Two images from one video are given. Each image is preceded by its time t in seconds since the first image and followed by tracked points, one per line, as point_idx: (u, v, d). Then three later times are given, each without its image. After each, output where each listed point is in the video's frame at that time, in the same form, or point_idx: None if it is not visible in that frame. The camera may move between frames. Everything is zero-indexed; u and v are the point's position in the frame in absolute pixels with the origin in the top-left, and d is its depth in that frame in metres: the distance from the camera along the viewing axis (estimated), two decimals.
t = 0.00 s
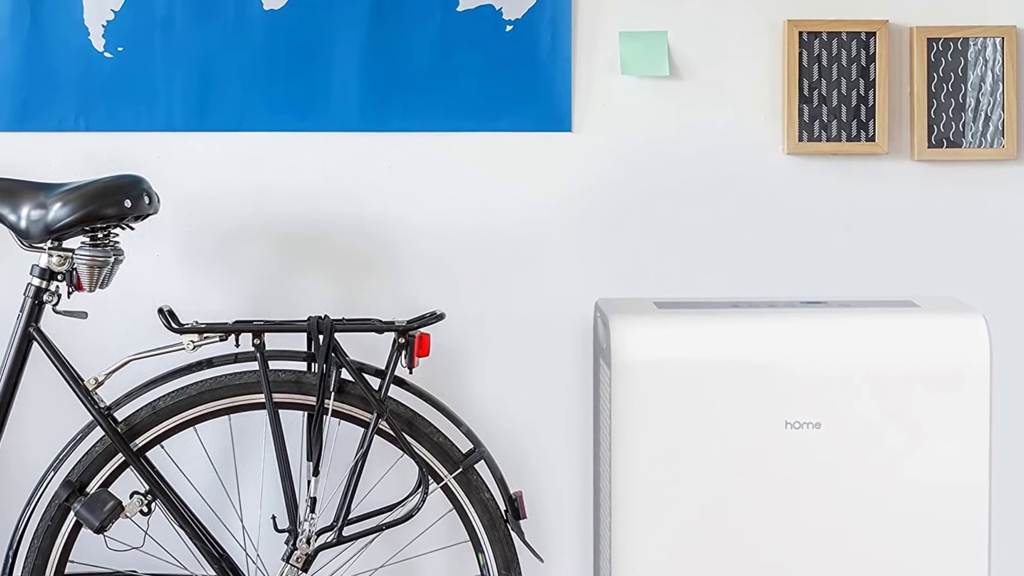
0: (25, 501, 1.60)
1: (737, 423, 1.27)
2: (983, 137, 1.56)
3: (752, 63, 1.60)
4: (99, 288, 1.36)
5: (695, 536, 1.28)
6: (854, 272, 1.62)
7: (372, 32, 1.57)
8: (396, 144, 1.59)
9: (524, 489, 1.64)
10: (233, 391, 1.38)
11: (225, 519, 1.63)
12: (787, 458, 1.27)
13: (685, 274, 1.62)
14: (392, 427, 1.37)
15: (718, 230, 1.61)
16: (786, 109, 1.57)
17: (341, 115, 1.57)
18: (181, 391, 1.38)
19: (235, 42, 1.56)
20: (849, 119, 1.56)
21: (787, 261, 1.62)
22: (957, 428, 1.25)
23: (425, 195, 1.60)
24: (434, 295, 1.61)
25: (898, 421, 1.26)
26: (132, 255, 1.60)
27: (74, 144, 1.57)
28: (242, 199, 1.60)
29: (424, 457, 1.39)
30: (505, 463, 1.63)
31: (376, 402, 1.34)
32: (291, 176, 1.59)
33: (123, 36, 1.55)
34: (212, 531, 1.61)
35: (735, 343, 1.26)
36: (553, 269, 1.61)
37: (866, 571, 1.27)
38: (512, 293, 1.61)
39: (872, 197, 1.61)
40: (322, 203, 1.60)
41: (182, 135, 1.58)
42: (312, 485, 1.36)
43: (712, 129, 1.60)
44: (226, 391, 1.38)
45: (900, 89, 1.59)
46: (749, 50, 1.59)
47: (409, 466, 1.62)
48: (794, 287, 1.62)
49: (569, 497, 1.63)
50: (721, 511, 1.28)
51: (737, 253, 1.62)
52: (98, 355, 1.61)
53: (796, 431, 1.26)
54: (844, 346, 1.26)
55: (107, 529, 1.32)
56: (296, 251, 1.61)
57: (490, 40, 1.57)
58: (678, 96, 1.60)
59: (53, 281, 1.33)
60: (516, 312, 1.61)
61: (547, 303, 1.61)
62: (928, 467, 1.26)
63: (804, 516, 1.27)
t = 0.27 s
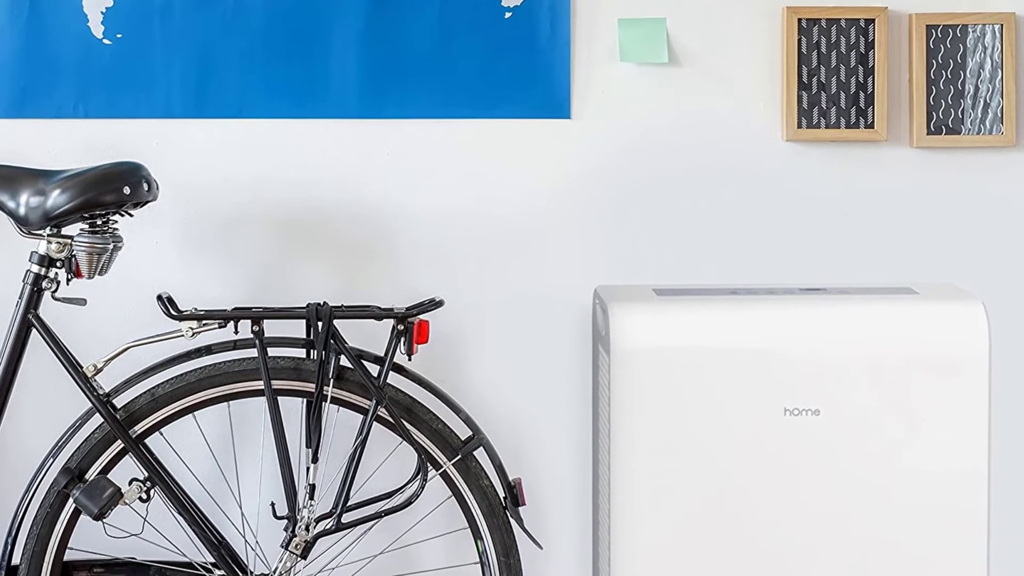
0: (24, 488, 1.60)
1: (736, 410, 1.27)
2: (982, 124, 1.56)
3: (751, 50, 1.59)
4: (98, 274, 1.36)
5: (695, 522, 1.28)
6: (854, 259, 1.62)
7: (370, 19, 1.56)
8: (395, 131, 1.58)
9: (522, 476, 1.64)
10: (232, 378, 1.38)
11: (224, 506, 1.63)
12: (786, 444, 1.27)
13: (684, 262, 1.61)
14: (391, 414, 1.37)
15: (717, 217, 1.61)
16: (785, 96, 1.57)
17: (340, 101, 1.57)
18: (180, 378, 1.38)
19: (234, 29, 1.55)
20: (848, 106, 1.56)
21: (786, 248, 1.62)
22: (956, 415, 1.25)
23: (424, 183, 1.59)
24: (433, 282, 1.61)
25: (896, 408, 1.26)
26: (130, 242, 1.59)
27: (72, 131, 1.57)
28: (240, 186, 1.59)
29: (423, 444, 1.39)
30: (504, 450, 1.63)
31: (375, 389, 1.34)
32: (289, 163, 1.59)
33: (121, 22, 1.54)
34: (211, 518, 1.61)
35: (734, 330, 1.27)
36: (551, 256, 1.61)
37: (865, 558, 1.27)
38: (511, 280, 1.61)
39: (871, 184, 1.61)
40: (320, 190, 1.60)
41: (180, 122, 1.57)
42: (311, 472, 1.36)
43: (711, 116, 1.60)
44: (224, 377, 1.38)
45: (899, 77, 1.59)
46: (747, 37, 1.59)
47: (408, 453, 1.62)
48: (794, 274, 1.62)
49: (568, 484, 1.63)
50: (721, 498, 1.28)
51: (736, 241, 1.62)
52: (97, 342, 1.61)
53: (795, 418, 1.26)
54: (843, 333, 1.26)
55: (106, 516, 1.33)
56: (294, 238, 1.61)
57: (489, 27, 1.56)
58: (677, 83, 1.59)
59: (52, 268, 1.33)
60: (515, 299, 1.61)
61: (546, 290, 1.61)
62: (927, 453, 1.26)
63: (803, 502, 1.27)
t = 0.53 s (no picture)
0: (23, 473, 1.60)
1: (734, 395, 1.27)
2: (981, 109, 1.56)
3: (750, 35, 1.59)
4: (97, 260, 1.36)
5: (694, 508, 1.29)
6: (853, 244, 1.62)
7: (368, 4, 1.55)
8: (393, 116, 1.58)
9: (521, 462, 1.64)
10: (231, 363, 1.38)
11: (223, 491, 1.63)
12: (785, 430, 1.27)
13: (683, 247, 1.61)
14: (391, 400, 1.37)
15: (716, 202, 1.61)
16: (784, 81, 1.56)
17: (338, 87, 1.56)
18: (179, 364, 1.38)
19: (232, 14, 1.55)
20: (847, 92, 1.55)
21: (785, 234, 1.62)
22: (954, 400, 1.25)
23: (423, 168, 1.59)
24: (432, 268, 1.61)
25: (894, 393, 1.26)
26: (129, 228, 1.59)
27: (70, 116, 1.56)
28: (238, 172, 1.59)
29: (422, 429, 1.39)
30: (503, 436, 1.63)
31: (374, 374, 1.34)
32: (287, 148, 1.58)
33: (120, 8, 1.54)
34: (209, 503, 1.61)
35: (732, 316, 1.27)
36: (550, 241, 1.61)
37: (864, 543, 1.28)
38: (510, 265, 1.61)
39: (871, 170, 1.61)
40: (318, 175, 1.59)
41: (179, 108, 1.57)
42: (310, 458, 1.36)
43: (710, 102, 1.60)
44: (224, 363, 1.38)
45: (898, 62, 1.59)
46: (747, 22, 1.59)
47: (407, 438, 1.62)
48: (793, 260, 1.62)
49: (566, 470, 1.64)
50: (719, 483, 1.28)
51: (735, 226, 1.61)
52: (95, 328, 1.60)
53: (794, 403, 1.27)
54: (842, 318, 1.26)
55: (105, 502, 1.33)
56: (293, 223, 1.60)
57: (488, 13, 1.56)
58: (676, 68, 1.59)
59: (51, 254, 1.32)
60: (514, 285, 1.61)
61: (544, 275, 1.61)
62: (925, 438, 1.26)
63: (801, 487, 1.28)
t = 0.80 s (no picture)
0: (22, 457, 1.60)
1: (734, 379, 1.27)
2: (980, 93, 1.56)
3: (749, 19, 1.59)
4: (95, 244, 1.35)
5: (694, 492, 1.29)
6: (853, 228, 1.62)
7: None
8: (392, 100, 1.57)
9: (520, 445, 1.64)
10: (229, 347, 1.38)
11: (222, 475, 1.64)
12: (784, 413, 1.27)
13: (682, 231, 1.61)
14: (389, 383, 1.37)
15: (715, 186, 1.61)
16: (782, 65, 1.55)
17: (337, 71, 1.56)
18: (178, 348, 1.38)
19: None
20: (846, 76, 1.55)
21: (784, 218, 1.61)
22: (953, 383, 1.26)
23: (422, 152, 1.59)
24: (431, 251, 1.61)
25: (893, 376, 1.26)
26: (127, 212, 1.59)
27: (68, 100, 1.55)
28: (237, 155, 1.58)
29: (421, 413, 1.39)
30: (502, 420, 1.63)
31: (373, 358, 1.34)
32: (286, 132, 1.58)
33: None
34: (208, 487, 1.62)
35: (731, 299, 1.27)
36: (549, 225, 1.61)
37: (864, 526, 1.28)
38: (509, 249, 1.61)
39: (870, 154, 1.61)
40: (317, 159, 1.59)
41: (178, 92, 1.56)
42: (309, 442, 1.36)
43: (709, 86, 1.59)
44: (223, 347, 1.38)
45: (897, 46, 1.58)
46: (746, 5, 1.58)
47: (406, 422, 1.62)
48: (793, 244, 1.61)
49: (566, 454, 1.64)
50: (719, 467, 1.28)
51: (734, 210, 1.61)
52: (94, 312, 1.60)
53: (793, 387, 1.27)
54: (841, 302, 1.27)
55: (104, 486, 1.33)
56: (291, 207, 1.60)
57: None
58: (676, 52, 1.59)
59: (50, 238, 1.32)
60: (514, 269, 1.61)
61: (544, 259, 1.61)
62: (924, 421, 1.27)
63: (800, 471, 1.28)
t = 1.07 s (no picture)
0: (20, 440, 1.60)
1: (733, 362, 1.27)
2: (978, 76, 1.55)
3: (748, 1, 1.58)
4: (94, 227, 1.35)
5: (693, 475, 1.29)
6: (852, 212, 1.61)
7: None
8: (390, 83, 1.57)
9: (519, 428, 1.64)
10: (228, 330, 1.38)
11: (221, 458, 1.64)
12: (783, 396, 1.28)
13: (681, 215, 1.61)
14: (388, 366, 1.37)
15: (714, 169, 1.60)
16: (781, 48, 1.55)
17: (335, 54, 1.55)
18: (177, 331, 1.38)
19: None
20: (844, 59, 1.55)
21: (784, 201, 1.61)
22: (951, 366, 1.26)
23: (421, 135, 1.58)
24: (430, 235, 1.60)
25: (891, 359, 1.27)
26: (126, 195, 1.58)
27: (67, 83, 1.54)
28: (236, 138, 1.58)
29: (420, 396, 1.39)
30: (501, 403, 1.63)
31: (371, 341, 1.35)
32: (284, 115, 1.57)
33: None
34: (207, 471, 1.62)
35: (730, 282, 1.27)
36: (548, 208, 1.60)
37: (862, 508, 1.29)
38: (508, 231, 1.61)
39: (869, 137, 1.60)
40: (315, 142, 1.58)
41: (177, 75, 1.56)
42: (308, 424, 1.37)
43: (708, 68, 1.59)
44: (221, 330, 1.38)
45: (896, 29, 1.58)
46: None
47: (404, 405, 1.62)
48: (793, 227, 1.61)
49: (564, 436, 1.64)
50: (718, 449, 1.29)
51: (733, 193, 1.61)
52: (92, 295, 1.60)
53: (791, 369, 1.27)
54: (839, 285, 1.27)
55: (103, 469, 1.33)
56: (290, 190, 1.59)
57: None
58: (674, 35, 1.58)
59: (48, 221, 1.32)
60: (513, 252, 1.61)
61: (543, 242, 1.61)
62: (922, 404, 1.27)
63: (799, 454, 1.28)
